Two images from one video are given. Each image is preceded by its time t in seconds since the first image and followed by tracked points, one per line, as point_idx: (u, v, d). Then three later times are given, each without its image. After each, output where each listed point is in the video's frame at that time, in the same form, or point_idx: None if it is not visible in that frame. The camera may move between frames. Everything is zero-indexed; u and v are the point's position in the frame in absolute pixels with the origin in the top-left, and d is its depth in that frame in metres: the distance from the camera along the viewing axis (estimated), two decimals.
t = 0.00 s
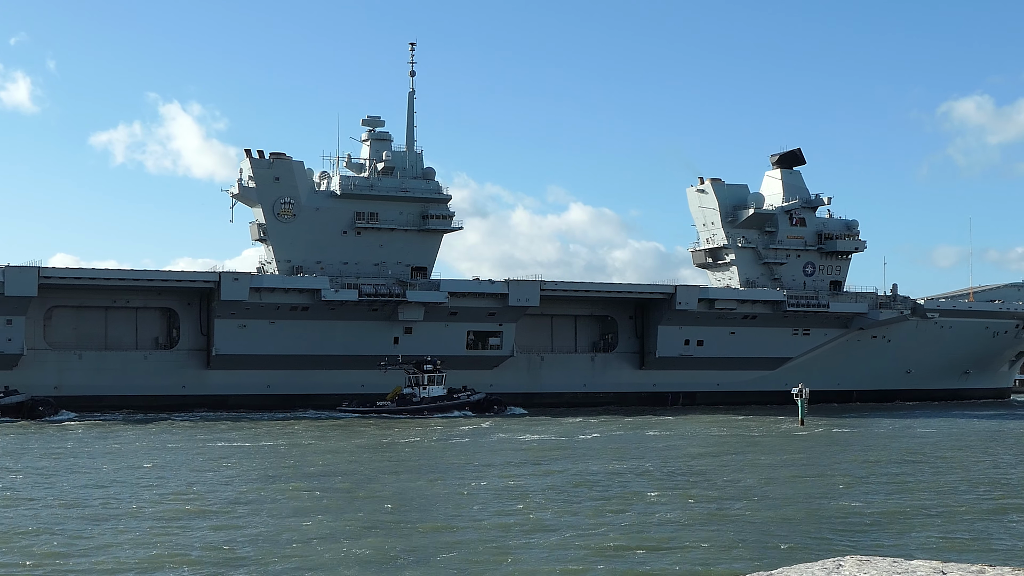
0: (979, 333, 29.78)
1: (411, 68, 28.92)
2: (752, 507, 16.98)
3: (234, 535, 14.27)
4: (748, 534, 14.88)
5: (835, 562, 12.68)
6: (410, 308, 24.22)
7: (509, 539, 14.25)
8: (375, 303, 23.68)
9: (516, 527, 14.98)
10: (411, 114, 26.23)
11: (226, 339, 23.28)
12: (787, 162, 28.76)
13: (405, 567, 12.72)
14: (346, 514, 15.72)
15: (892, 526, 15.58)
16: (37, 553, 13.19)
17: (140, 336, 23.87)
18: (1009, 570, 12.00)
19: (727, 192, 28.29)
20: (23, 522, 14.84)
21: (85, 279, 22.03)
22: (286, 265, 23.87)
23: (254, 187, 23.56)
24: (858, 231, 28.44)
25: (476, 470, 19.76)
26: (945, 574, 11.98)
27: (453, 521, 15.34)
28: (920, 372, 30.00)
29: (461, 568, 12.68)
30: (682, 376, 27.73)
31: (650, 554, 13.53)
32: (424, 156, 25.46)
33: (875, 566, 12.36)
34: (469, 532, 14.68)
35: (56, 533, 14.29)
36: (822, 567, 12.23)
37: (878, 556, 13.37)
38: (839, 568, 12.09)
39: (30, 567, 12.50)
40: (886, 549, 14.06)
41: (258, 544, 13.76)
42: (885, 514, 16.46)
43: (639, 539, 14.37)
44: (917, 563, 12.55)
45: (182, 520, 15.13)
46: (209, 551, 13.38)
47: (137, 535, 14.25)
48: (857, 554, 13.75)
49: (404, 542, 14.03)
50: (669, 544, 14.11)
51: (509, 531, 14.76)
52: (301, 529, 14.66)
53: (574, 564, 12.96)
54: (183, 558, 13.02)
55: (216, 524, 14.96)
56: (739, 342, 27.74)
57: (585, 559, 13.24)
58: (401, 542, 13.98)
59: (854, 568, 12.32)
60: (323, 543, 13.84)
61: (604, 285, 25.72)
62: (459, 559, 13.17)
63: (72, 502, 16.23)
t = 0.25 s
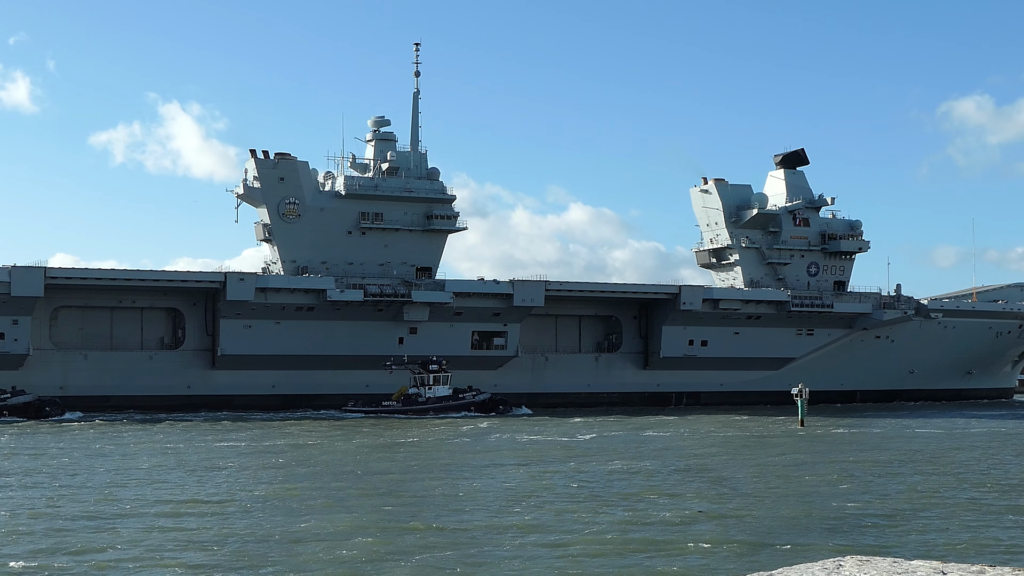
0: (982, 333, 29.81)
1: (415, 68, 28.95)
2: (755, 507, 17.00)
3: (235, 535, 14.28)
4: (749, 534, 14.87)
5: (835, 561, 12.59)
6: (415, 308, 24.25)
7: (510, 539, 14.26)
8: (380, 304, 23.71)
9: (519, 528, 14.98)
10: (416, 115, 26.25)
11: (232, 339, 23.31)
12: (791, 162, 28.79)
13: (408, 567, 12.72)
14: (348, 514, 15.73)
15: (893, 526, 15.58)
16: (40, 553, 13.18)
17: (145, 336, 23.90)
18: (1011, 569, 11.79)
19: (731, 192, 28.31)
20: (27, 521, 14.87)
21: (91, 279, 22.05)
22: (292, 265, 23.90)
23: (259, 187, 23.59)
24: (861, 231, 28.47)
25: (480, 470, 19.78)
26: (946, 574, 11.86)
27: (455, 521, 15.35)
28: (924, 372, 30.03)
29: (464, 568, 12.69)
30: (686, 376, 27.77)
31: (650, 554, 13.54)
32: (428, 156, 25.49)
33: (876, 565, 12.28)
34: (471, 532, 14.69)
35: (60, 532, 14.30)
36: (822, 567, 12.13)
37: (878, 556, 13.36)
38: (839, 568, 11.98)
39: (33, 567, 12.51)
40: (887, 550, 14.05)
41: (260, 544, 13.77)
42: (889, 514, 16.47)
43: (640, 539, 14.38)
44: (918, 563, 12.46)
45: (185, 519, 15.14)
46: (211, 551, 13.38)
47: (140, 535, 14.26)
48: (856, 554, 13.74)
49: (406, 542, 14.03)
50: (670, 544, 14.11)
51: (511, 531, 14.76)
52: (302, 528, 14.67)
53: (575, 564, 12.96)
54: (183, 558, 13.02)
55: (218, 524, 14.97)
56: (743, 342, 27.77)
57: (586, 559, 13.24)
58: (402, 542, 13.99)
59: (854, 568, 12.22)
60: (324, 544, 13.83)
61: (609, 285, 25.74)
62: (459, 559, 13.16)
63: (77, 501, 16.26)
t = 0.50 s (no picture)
0: (986, 333, 29.84)
1: (419, 68, 29.00)
2: (758, 507, 17.00)
3: (236, 535, 14.26)
4: (751, 535, 14.86)
5: (835, 562, 12.58)
6: (420, 308, 24.28)
7: (513, 539, 14.26)
8: (385, 304, 23.74)
9: (521, 528, 14.98)
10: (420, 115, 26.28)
11: (237, 339, 23.34)
12: (795, 162, 28.82)
13: (409, 567, 12.71)
14: (350, 514, 15.73)
15: (895, 526, 15.58)
16: (43, 554, 13.17)
17: (150, 336, 23.93)
18: (1010, 570, 11.73)
19: (735, 193, 28.34)
20: (30, 522, 14.87)
21: (97, 279, 22.08)
22: (297, 265, 23.94)
23: (264, 187, 23.62)
24: (865, 231, 28.50)
25: (484, 470, 19.80)
26: (946, 574, 11.82)
27: (458, 522, 15.35)
28: (927, 372, 30.06)
29: (466, 568, 12.70)
30: (690, 376, 27.80)
31: (653, 554, 13.54)
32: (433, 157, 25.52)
33: (875, 566, 12.25)
34: (473, 532, 14.68)
35: (64, 533, 14.30)
36: (822, 568, 12.13)
37: (878, 557, 13.36)
38: (838, 568, 11.98)
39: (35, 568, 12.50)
40: (888, 550, 14.03)
41: (261, 544, 13.75)
42: (893, 514, 16.46)
43: (642, 539, 14.37)
44: (918, 563, 12.43)
45: (188, 520, 15.13)
46: (212, 551, 13.37)
47: (143, 535, 14.25)
48: (857, 554, 13.73)
49: (408, 542, 14.02)
50: (672, 545, 14.09)
51: (513, 531, 14.75)
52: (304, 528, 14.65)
53: (576, 565, 12.95)
54: (183, 560, 12.97)
55: (221, 524, 14.98)
56: (747, 343, 27.80)
57: (588, 559, 13.23)
58: (404, 542, 13.99)
59: (854, 569, 12.20)
60: (326, 544, 13.83)
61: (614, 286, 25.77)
62: (461, 559, 13.16)
63: (81, 502, 16.27)
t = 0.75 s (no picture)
0: (989, 334, 29.88)
1: (424, 69, 29.06)
2: (760, 507, 17.02)
3: (238, 535, 14.26)
4: (752, 534, 14.87)
5: (835, 562, 12.53)
6: (425, 308, 24.31)
7: (516, 539, 14.28)
8: (390, 304, 23.78)
9: (524, 527, 14.99)
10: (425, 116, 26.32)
11: (242, 340, 23.37)
12: (799, 163, 28.86)
13: (411, 567, 12.73)
14: (355, 514, 15.75)
15: (896, 526, 15.59)
16: (46, 554, 13.19)
17: (156, 336, 23.97)
18: (1010, 569, 11.60)
19: (738, 193, 28.37)
20: (34, 522, 14.89)
21: (103, 279, 22.10)
22: (302, 266, 23.98)
23: (269, 188, 23.66)
24: (869, 231, 28.53)
25: (488, 469, 19.82)
26: (946, 574, 11.74)
27: (460, 521, 15.37)
28: (930, 372, 30.09)
29: (468, 567, 12.72)
30: (694, 376, 27.84)
31: (654, 554, 13.56)
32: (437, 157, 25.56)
33: (875, 566, 12.20)
34: (476, 532, 14.68)
35: (67, 533, 14.32)
36: (822, 568, 12.07)
37: (878, 557, 13.36)
38: (839, 568, 11.93)
39: (37, 568, 12.52)
40: (890, 550, 14.04)
41: (263, 544, 13.75)
42: (896, 514, 16.47)
43: (644, 539, 14.38)
44: (918, 563, 12.36)
45: (192, 519, 15.15)
46: (213, 551, 13.38)
47: (147, 535, 14.27)
48: (858, 554, 13.74)
49: (410, 542, 14.03)
50: (673, 545, 14.10)
51: (517, 531, 14.76)
52: (306, 528, 14.66)
53: (579, 564, 12.96)
54: (184, 560, 12.97)
55: (224, 524, 14.99)
56: (751, 343, 27.84)
57: (590, 558, 13.25)
58: (406, 541, 14.03)
59: (854, 569, 12.15)
60: (329, 543, 13.86)
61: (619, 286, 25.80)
62: (463, 558, 13.18)
63: (85, 502, 16.29)
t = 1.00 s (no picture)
0: (992, 334, 29.91)
1: (428, 69, 29.12)
2: (763, 507, 17.05)
3: (240, 535, 14.30)
4: (754, 534, 14.90)
5: (835, 562, 12.60)
6: (430, 308, 24.34)
7: (518, 538, 14.32)
8: (395, 304, 23.82)
9: (527, 527, 15.03)
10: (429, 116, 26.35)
11: (248, 340, 23.41)
12: (802, 163, 28.89)
13: (414, 566, 12.75)
14: (358, 513, 15.79)
15: (897, 525, 15.62)
16: (51, 553, 13.22)
17: (161, 336, 24.01)
18: (1010, 570, 11.67)
19: (742, 193, 28.41)
20: (39, 521, 14.93)
21: (108, 280, 22.12)
22: (307, 266, 24.02)
23: (274, 188, 23.69)
24: (872, 231, 28.57)
25: (492, 469, 19.85)
26: (946, 574, 11.78)
27: (463, 521, 15.41)
28: (933, 372, 30.11)
29: (471, 567, 12.75)
30: (698, 376, 27.88)
31: (656, 553, 13.60)
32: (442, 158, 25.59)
33: (875, 566, 12.25)
34: (479, 531, 14.72)
35: (72, 532, 14.35)
36: (822, 568, 12.13)
37: (878, 557, 13.39)
38: (839, 568, 11.99)
39: (42, 567, 12.56)
40: (890, 550, 14.07)
41: (265, 544, 13.78)
42: (899, 514, 16.49)
43: (645, 539, 14.41)
44: (918, 563, 12.42)
45: (195, 519, 15.18)
46: (217, 551, 13.42)
47: (151, 535, 14.30)
48: (858, 554, 13.77)
49: (412, 541, 14.06)
50: (675, 544, 14.12)
51: (519, 530, 14.79)
52: (309, 528, 14.69)
53: (581, 564, 12.99)
54: (187, 560, 12.99)
55: (227, 523, 15.01)
56: (755, 343, 27.87)
57: (593, 558, 13.29)
58: (407, 541, 14.06)
59: (854, 569, 12.20)
60: (331, 542, 13.89)
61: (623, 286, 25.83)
62: (466, 558, 13.22)
63: (90, 501, 16.33)
